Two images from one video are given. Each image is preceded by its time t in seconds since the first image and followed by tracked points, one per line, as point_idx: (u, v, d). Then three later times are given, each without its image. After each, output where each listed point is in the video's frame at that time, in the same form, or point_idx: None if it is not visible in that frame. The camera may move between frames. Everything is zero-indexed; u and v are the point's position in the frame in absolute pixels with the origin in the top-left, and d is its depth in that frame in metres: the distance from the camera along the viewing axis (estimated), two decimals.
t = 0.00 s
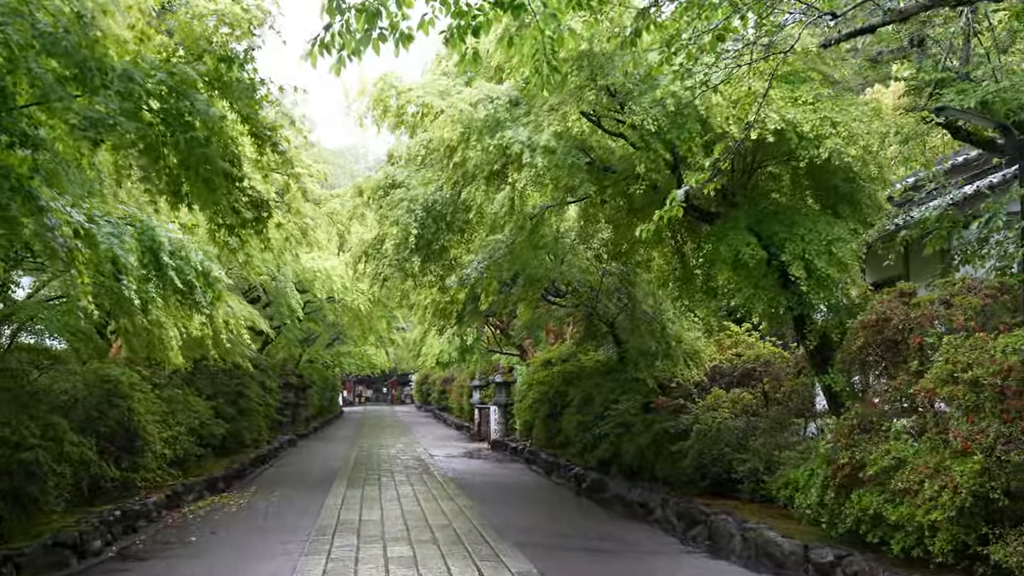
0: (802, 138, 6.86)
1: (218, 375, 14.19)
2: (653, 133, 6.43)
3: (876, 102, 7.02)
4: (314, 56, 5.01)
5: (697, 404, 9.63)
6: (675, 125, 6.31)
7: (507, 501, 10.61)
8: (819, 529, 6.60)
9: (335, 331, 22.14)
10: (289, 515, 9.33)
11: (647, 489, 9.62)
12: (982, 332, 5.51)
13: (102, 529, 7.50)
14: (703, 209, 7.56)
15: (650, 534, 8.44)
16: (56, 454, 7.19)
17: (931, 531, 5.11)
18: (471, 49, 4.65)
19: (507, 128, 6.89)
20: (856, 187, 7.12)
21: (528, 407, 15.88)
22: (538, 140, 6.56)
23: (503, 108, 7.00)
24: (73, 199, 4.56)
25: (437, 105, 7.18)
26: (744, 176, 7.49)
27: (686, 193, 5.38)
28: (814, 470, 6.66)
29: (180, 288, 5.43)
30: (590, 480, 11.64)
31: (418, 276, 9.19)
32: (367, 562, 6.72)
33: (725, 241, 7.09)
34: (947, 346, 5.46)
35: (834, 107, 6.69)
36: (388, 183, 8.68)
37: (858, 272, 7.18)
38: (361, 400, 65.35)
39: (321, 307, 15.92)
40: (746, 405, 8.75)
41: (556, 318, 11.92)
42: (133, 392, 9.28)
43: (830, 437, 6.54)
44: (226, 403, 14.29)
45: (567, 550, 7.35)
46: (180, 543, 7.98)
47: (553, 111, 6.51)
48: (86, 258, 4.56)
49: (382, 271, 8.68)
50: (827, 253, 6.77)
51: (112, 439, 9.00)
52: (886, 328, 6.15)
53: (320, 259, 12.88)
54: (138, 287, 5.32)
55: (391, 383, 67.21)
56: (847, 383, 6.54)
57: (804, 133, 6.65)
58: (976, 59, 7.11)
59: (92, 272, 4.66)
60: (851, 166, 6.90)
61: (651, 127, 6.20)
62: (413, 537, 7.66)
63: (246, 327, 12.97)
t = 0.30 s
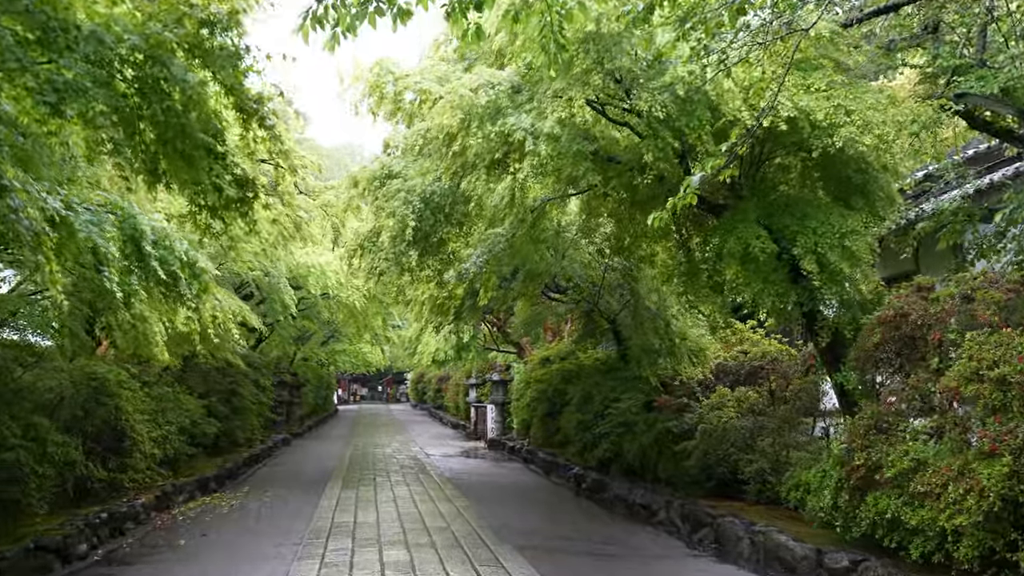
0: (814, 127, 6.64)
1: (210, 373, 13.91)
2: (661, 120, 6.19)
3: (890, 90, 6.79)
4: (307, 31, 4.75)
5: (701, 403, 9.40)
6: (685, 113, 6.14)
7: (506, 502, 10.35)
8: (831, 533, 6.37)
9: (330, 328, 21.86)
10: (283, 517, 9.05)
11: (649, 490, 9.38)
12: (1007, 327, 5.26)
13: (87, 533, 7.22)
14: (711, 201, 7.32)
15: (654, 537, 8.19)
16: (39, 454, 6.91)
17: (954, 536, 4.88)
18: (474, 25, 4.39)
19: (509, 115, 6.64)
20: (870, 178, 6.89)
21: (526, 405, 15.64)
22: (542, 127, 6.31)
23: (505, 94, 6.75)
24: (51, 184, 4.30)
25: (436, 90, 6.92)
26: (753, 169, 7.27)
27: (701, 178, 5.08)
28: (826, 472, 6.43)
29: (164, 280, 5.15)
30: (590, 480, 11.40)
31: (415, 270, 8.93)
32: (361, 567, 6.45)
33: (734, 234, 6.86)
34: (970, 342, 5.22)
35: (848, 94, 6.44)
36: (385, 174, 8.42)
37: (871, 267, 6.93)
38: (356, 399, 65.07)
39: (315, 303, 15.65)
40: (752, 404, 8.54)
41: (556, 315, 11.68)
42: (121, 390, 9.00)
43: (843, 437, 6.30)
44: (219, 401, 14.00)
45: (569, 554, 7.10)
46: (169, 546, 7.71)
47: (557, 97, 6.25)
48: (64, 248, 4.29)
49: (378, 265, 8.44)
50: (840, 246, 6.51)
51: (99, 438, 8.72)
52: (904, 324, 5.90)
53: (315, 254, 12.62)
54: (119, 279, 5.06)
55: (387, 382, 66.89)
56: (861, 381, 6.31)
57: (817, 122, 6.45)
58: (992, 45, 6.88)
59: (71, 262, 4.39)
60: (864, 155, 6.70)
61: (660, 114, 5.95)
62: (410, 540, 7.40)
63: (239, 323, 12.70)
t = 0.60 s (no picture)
0: (824, 106, 6.41)
1: (196, 360, 13.57)
2: (666, 97, 5.92)
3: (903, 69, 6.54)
4: None
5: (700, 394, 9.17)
6: (691, 89, 5.81)
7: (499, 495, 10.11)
8: (838, 528, 6.17)
9: (319, 316, 21.55)
10: (269, 511, 8.77)
11: (646, 483, 9.15)
12: None
13: (63, 527, 6.92)
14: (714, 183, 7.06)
15: (652, 531, 7.96)
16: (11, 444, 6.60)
17: (973, 534, 4.67)
18: None
19: (507, 90, 6.34)
20: (879, 160, 6.64)
21: (519, 395, 15.40)
22: (541, 104, 6.02)
23: (502, 69, 6.45)
24: (14, 154, 3.98)
25: (430, 65, 6.61)
26: (757, 151, 7.01)
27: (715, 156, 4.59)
28: (833, 465, 6.20)
29: (140, 261, 4.83)
30: (584, 472, 11.17)
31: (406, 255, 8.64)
32: (349, 563, 6.17)
33: (739, 218, 6.60)
34: (990, 331, 4.98)
35: (860, 71, 6.19)
36: (376, 154, 8.11)
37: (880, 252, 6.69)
38: (346, 389, 64.91)
39: (304, 290, 15.32)
40: (754, 395, 8.31)
41: (551, 303, 11.43)
42: (101, 378, 8.67)
43: (852, 430, 6.08)
44: (205, 390, 13.67)
45: (565, 549, 6.86)
46: (149, 540, 7.42)
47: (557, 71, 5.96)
48: (28, 223, 3.98)
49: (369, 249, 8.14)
50: (849, 231, 6.27)
51: (78, 428, 8.40)
52: (918, 312, 5.65)
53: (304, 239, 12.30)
54: (90, 258, 4.75)
55: (377, 371, 66.56)
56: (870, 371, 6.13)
57: (827, 100, 6.22)
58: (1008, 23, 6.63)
59: (36, 240, 4.07)
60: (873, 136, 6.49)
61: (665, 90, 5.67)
62: (400, 535, 7.13)
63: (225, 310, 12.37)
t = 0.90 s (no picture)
0: (835, 91, 6.10)
1: (187, 355, 13.28)
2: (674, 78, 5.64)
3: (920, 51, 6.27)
4: None
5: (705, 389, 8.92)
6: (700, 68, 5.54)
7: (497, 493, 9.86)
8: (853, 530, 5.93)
9: (314, 311, 21.25)
10: (260, 511, 8.49)
11: (649, 481, 8.91)
12: None
13: (44, 528, 6.65)
14: (721, 170, 6.79)
15: (656, 532, 7.70)
16: None
17: (999, 537, 4.43)
18: None
19: (507, 71, 6.07)
20: (893, 151, 6.30)
21: (516, 391, 15.14)
22: (543, 84, 5.74)
23: (502, 49, 6.16)
24: None
25: (425, 44, 6.32)
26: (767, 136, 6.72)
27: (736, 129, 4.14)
28: (848, 463, 5.95)
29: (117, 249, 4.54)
30: (584, 469, 10.93)
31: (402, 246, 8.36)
32: (342, 565, 5.91)
33: (747, 206, 6.33)
34: (1017, 323, 4.72)
35: (875, 54, 5.90)
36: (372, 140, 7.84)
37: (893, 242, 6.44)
38: (342, 384, 64.62)
39: (298, 283, 15.02)
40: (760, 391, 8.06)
41: (550, 295, 11.17)
42: (86, 373, 8.39)
43: (866, 427, 5.84)
44: (196, 385, 13.38)
45: (567, 551, 6.61)
46: (135, 541, 7.14)
47: (560, 49, 5.68)
48: None
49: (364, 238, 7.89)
50: (862, 220, 6.02)
51: (61, 424, 8.11)
52: (937, 304, 5.38)
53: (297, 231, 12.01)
54: (60, 243, 4.48)
55: (373, 367, 66.32)
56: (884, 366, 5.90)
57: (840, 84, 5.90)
58: None
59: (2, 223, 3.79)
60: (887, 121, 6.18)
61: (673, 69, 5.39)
62: (395, 536, 6.87)
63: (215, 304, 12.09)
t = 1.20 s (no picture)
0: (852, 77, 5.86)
1: (179, 352, 12.98)
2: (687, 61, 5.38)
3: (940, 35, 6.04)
4: None
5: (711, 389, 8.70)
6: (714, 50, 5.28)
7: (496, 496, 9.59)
8: (869, 535, 5.70)
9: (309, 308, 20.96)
10: (253, 513, 8.22)
11: (654, 483, 8.66)
12: None
13: (25, 533, 6.34)
14: (732, 161, 6.54)
15: (662, 536, 7.46)
16: None
17: None
18: None
19: (511, 54, 5.81)
20: (911, 141, 6.08)
21: (515, 390, 14.92)
22: (550, 68, 5.50)
23: (505, 31, 5.90)
24: None
25: (425, 27, 6.07)
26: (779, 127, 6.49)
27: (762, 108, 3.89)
28: (864, 466, 5.72)
29: (96, 237, 4.24)
30: (586, 470, 10.68)
31: (399, 240, 8.12)
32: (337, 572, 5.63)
33: (759, 198, 6.08)
34: None
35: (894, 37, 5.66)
36: (369, 130, 7.61)
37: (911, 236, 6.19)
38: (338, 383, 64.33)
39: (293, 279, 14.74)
40: (769, 390, 7.84)
41: (551, 292, 10.91)
42: (71, 370, 8.09)
43: (885, 428, 5.60)
44: (188, 383, 13.08)
45: (573, 557, 6.34)
46: (121, 546, 6.85)
47: (568, 30, 5.41)
48: None
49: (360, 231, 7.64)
50: (881, 213, 5.77)
51: (47, 424, 7.81)
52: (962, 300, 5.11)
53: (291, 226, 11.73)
54: (35, 231, 4.19)
55: (369, 365, 66.08)
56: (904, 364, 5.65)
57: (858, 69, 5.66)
58: None
59: None
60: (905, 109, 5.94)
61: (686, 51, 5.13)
62: (393, 541, 6.59)
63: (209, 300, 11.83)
